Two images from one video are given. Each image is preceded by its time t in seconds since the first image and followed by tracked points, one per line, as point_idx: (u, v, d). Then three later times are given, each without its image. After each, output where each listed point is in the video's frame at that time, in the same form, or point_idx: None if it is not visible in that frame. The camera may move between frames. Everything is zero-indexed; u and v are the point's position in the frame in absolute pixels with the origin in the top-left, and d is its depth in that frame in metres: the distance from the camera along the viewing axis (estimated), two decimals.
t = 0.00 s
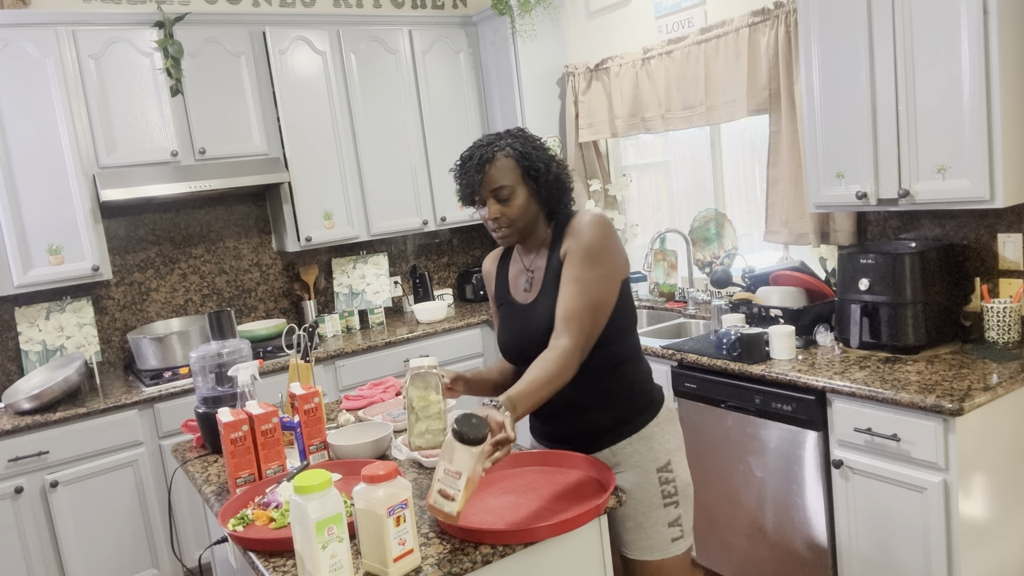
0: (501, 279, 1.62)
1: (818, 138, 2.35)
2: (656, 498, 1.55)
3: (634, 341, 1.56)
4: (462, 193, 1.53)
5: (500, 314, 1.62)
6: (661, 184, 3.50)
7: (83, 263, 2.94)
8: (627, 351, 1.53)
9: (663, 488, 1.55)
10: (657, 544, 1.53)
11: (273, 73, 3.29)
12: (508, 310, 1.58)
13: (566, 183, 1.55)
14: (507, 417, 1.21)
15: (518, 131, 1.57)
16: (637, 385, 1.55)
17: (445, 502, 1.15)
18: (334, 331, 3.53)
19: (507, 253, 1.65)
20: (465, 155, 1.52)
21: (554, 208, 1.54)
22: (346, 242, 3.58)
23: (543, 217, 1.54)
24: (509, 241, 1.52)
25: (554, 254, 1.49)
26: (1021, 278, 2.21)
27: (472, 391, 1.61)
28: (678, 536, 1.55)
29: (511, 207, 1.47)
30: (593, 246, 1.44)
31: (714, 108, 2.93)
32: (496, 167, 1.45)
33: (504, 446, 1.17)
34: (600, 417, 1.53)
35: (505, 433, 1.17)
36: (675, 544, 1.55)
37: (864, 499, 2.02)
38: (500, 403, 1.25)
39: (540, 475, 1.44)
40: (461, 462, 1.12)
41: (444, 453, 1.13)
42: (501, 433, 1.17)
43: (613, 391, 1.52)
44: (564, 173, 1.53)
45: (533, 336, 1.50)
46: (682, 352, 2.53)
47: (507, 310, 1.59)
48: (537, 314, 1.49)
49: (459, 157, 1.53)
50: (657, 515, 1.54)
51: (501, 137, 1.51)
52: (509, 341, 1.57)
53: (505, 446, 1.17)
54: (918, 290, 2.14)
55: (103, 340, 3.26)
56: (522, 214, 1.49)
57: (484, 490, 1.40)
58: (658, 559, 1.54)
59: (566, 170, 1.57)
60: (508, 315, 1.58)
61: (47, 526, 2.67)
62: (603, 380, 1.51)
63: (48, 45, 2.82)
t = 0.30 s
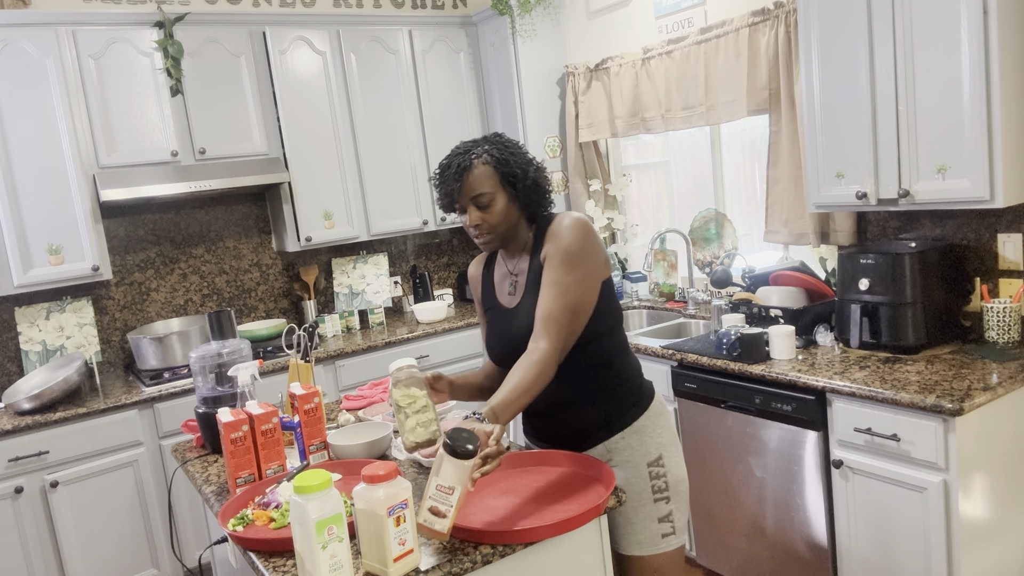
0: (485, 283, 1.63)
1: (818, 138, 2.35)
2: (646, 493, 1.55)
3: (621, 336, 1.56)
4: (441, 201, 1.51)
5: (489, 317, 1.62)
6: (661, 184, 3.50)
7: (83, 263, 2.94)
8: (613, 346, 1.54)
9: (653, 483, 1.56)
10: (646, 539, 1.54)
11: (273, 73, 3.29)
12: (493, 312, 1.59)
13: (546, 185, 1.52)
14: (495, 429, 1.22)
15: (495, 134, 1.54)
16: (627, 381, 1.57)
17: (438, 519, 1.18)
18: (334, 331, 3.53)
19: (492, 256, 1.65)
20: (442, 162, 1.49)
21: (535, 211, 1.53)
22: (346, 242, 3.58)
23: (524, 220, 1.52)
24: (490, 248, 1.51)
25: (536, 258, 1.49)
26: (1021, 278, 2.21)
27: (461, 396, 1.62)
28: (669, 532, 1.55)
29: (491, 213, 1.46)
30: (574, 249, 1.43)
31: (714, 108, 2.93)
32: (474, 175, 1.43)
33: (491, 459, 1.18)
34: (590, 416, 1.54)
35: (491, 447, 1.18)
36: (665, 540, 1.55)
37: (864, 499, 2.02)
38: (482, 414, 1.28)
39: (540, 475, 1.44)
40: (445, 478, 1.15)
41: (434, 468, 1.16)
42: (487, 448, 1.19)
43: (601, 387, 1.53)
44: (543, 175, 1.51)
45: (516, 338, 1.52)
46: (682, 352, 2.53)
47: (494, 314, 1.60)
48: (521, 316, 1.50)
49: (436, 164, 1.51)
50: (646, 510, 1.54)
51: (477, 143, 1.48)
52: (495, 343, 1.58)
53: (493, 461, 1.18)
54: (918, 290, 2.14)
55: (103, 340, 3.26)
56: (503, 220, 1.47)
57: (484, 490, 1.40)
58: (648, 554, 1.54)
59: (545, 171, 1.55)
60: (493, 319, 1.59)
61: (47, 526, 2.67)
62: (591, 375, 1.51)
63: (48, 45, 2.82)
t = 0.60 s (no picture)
0: (478, 287, 1.63)
1: (818, 138, 2.35)
2: (646, 490, 1.55)
3: (615, 333, 1.56)
4: (432, 204, 1.51)
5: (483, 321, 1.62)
6: (661, 184, 3.50)
7: (83, 263, 2.94)
8: (608, 344, 1.54)
9: (653, 480, 1.56)
10: (646, 536, 1.54)
11: (273, 73, 3.29)
12: (487, 314, 1.59)
13: (537, 187, 1.52)
14: (479, 432, 1.22)
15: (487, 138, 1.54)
16: (622, 378, 1.56)
17: (425, 523, 1.19)
18: (334, 331, 3.53)
19: (486, 259, 1.64)
20: (433, 166, 1.49)
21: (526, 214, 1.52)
22: (346, 242, 3.58)
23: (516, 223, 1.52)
24: (482, 250, 1.50)
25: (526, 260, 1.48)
26: (1021, 278, 2.21)
27: (453, 399, 1.63)
28: (669, 529, 1.55)
29: (482, 216, 1.45)
30: (563, 250, 1.43)
31: (714, 108, 2.93)
32: (463, 177, 1.42)
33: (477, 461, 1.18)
34: (587, 414, 1.54)
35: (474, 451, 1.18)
36: (665, 537, 1.54)
37: (864, 499, 2.02)
38: (471, 421, 1.28)
39: (541, 475, 1.44)
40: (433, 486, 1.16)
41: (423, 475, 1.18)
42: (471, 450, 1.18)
43: (595, 385, 1.53)
44: (533, 177, 1.50)
45: (507, 341, 1.53)
46: (682, 352, 2.53)
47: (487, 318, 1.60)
48: (513, 317, 1.50)
49: (427, 167, 1.51)
50: (646, 507, 1.54)
51: (468, 146, 1.48)
52: (490, 346, 1.59)
53: (480, 463, 1.19)
54: (918, 290, 2.14)
55: (103, 340, 3.26)
56: (494, 222, 1.47)
57: (485, 490, 1.40)
58: (648, 551, 1.54)
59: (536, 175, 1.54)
60: (488, 321, 1.59)
61: (48, 526, 2.67)
62: (587, 374, 1.52)
63: (48, 45, 2.82)
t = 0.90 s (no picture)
0: (475, 286, 1.63)
1: (818, 138, 2.35)
2: (646, 488, 1.55)
3: (613, 332, 1.56)
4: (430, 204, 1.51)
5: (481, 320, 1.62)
6: (661, 184, 3.50)
7: (83, 263, 2.94)
8: (606, 343, 1.54)
9: (653, 478, 1.56)
10: (646, 534, 1.54)
11: (273, 73, 3.29)
12: (484, 314, 1.59)
13: (536, 189, 1.52)
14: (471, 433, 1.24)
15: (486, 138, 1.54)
16: (621, 377, 1.56)
17: (424, 525, 1.18)
18: (334, 331, 3.53)
19: (484, 258, 1.64)
20: (431, 165, 1.49)
21: (524, 215, 1.52)
22: (346, 242, 3.58)
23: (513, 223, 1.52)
24: (479, 251, 1.51)
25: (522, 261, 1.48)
26: (1020, 278, 2.22)
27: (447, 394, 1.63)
28: (670, 526, 1.55)
29: (478, 217, 1.45)
30: (558, 251, 1.42)
31: (714, 108, 2.93)
32: (461, 178, 1.42)
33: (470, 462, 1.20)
34: (585, 413, 1.54)
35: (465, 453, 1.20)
36: (665, 535, 1.54)
37: (865, 498, 2.02)
38: (461, 422, 1.29)
39: (540, 475, 1.44)
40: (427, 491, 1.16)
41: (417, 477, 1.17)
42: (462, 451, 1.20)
43: (592, 385, 1.53)
44: (532, 178, 1.50)
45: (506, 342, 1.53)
46: (682, 352, 2.53)
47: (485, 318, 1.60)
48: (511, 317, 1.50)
49: (426, 166, 1.51)
50: (647, 505, 1.54)
51: (466, 146, 1.48)
52: (488, 345, 1.59)
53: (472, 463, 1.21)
54: (918, 290, 2.14)
55: (103, 340, 3.26)
56: (491, 223, 1.47)
57: (485, 490, 1.40)
58: (649, 549, 1.54)
59: (534, 175, 1.54)
60: (485, 321, 1.59)
61: (47, 526, 2.67)
62: (585, 373, 1.52)
63: (48, 45, 2.82)
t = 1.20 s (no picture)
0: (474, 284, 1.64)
1: (818, 138, 2.35)
2: (643, 487, 1.56)
3: (610, 332, 1.56)
4: (430, 201, 1.51)
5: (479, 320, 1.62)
6: (661, 183, 3.50)
7: (83, 263, 2.94)
8: (603, 343, 1.54)
9: (650, 478, 1.56)
10: (643, 533, 1.54)
11: (273, 73, 3.29)
12: (481, 313, 1.60)
13: (536, 189, 1.51)
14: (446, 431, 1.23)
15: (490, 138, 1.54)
16: (618, 376, 1.56)
17: (420, 534, 1.17)
18: (334, 331, 3.53)
19: (484, 257, 1.64)
20: (433, 163, 1.50)
21: (524, 216, 1.52)
22: (346, 242, 3.58)
23: (513, 224, 1.52)
24: (479, 249, 1.51)
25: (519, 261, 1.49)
26: (1020, 278, 2.21)
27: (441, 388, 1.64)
28: (667, 526, 1.55)
29: (478, 216, 1.45)
30: (553, 253, 1.42)
31: (714, 108, 2.93)
32: (461, 176, 1.43)
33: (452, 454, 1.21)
34: (581, 413, 1.54)
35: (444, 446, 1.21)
36: (663, 534, 1.55)
37: (865, 498, 2.02)
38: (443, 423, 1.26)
39: (540, 475, 1.44)
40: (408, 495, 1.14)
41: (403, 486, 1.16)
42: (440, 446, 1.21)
43: (588, 385, 1.53)
44: (532, 179, 1.50)
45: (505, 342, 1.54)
46: (682, 352, 2.53)
47: (483, 318, 1.60)
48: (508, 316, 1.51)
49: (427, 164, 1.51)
50: (644, 504, 1.54)
51: (467, 145, 1.48)
52: (485, 344, 1.60)
53: (450, 459, 1.21)
54: (918, 290, 2.14)
55: (103, 340, 3.26)
56: (490, 223, 1.47)
57: (484, 490, 1.40)
58: (646, 549, 1.54)
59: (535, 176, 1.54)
60: (483, 320, 1.60)
61: (47, 526, 2.67)
62: (581, 373, 1.52)
63: (48, 45, 2.82)
